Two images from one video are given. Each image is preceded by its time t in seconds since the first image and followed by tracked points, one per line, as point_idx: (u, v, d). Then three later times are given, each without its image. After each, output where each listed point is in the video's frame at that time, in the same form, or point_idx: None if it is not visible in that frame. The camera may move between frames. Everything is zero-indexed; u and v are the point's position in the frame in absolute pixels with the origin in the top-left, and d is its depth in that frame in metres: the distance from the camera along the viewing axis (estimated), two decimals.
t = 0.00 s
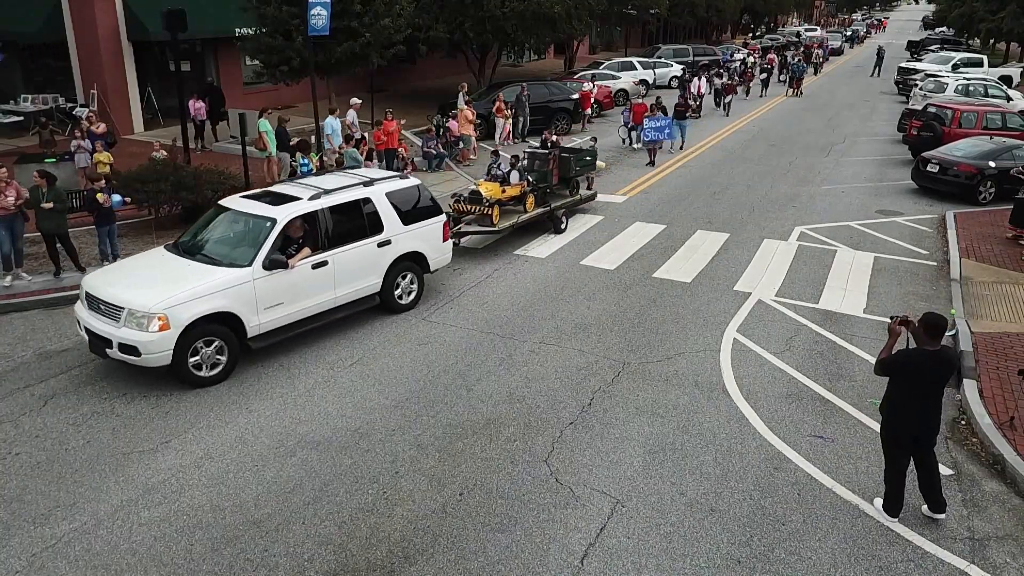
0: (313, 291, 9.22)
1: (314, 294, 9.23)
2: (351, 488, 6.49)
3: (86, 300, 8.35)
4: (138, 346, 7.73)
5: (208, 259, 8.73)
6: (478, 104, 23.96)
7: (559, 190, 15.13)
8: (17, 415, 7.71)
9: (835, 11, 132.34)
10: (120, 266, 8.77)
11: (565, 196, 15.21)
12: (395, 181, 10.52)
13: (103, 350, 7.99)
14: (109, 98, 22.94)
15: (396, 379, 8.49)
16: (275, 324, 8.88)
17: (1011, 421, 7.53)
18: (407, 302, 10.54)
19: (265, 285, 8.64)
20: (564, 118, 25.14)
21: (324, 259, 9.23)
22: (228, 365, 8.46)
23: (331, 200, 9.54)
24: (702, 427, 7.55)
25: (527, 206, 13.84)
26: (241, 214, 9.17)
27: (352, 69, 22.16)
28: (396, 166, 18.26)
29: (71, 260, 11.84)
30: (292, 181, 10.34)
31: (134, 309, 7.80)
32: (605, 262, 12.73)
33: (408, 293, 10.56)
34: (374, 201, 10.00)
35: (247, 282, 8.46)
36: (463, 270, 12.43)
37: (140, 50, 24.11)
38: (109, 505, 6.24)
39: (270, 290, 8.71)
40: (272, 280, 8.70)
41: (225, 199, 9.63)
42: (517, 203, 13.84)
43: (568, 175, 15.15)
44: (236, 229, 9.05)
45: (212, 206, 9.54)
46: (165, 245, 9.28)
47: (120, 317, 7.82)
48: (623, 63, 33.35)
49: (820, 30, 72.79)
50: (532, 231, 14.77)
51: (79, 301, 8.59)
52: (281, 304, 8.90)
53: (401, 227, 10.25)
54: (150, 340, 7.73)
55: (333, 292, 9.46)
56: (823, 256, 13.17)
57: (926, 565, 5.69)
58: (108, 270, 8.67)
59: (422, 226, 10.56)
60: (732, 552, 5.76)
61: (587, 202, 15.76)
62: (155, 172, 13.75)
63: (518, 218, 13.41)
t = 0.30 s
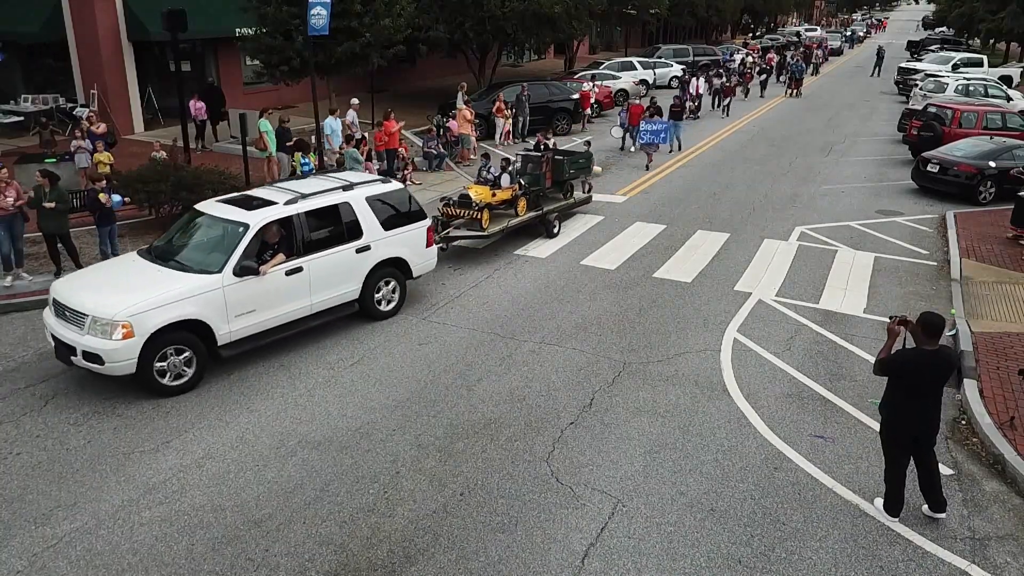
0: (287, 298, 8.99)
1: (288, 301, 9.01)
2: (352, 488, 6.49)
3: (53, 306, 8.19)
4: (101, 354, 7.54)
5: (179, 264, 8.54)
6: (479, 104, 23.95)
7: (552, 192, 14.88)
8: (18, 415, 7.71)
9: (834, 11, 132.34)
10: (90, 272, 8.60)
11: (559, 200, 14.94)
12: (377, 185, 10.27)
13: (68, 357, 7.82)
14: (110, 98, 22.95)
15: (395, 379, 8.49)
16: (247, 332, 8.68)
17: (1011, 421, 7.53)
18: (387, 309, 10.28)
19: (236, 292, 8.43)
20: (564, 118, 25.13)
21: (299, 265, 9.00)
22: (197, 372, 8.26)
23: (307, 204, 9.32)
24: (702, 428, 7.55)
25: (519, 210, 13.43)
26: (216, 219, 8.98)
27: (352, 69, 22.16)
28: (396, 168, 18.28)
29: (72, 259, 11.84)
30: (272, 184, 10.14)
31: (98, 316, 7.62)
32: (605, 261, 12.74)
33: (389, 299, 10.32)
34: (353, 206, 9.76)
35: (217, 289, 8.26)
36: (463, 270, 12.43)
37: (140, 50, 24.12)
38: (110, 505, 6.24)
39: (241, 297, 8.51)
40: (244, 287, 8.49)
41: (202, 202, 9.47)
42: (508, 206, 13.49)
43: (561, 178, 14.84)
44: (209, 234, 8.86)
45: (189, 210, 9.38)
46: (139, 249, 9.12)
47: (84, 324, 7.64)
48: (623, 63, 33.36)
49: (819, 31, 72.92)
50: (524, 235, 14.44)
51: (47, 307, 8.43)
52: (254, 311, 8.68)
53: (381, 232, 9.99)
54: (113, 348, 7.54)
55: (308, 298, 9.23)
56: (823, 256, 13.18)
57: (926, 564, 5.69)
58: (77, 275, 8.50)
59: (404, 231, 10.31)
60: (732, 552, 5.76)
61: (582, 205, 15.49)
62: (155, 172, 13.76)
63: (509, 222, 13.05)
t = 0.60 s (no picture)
0: (260, 304, 8.76)
1: (260, 308, 8.78)
2: (352, 488, 6.50)
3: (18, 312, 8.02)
4: (62, 363, 7.36)
5: (147, 270, 8.34)
6: (479, 104, 23.93)
7: (545, 197, 14.57)
8: (18, 415, 7.71)
9: (834, 11, 132.40)
10: (57, 277, 8.42)
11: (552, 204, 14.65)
12: (356, 189, 10.03)
13: (31, 365, 7.66)
14: (110, 98, 22.94)
15: (395, 380, 8.49)
16: (217, 339, 8.46)
17: (1011, 421, 7.53)
18: (366, 317, 10.02)
19: (204, 299, 8.21)
20: (564, 118, 25.10)
21: (271, 272, 8.77)
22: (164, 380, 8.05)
23: (282, 209, 9.09)
24: (703, 428, 7.55)
25: (510, 214, 13.20)
26: (187, 224, 8.78)
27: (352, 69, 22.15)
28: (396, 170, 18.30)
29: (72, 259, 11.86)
30: (251, 188, 9.93)
31: (58, 323, 7.43)
32: (606, 262, 12.74)
33: (369, 306, 10.06)
34: (331, 211, 9.52)
35: (184, 296, 8.05)
36: (462, 270, 12.42)
37: (140, 50, 24.12)
38: (110, 505, 6.24)
39: (210, 304, 8.29)
40: (213, 294, 8.27)
41: (175, 207, 9.29)
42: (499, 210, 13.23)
43: (554, 182, 14.54)
44: (179, 239, 8.64)
45: (162, 215, 9.20)
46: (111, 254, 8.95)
47: (45, 332, 7.47)
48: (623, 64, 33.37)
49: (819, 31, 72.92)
50: (514, 239, 14.20)
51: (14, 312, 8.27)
52: (224, 319, 8.46)
53: (360, 238, 9.74)
54: (73, 357, 7.36)
55: (282, 305, 8.99)
56: (823, 255, 13.18)
57: (926, 565, 5.69)
58: (44, 281, 8.33)
59: (384, 236, 10.05)
60: (733, 552, 5.76)
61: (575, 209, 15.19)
62: (155, 172, 13.79)
63: (498, 226, 12.79)
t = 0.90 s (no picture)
0: (231, 312, 8.54)
1: (232, 315, 8.56)
2: (353, 488, 6.49)
3: None
4: (22, 372, 7.19)
5: (114, 277, 8.16)
6: (479, 104, 23.90)
7: (538, 200, 14.33)
8: (19, 415, 7.72)
9: (834, 11, 132.40)
10: (26, 283, 8.27)
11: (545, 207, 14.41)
12: (336, 194, 9.79)
13: None
14: (110, 97, 22.95)
15: (395, 380, 8.49)
16: (187, 347, 8.26)
17: (1011, 422, 7.53)
18: (345, 324, 9.77)
19: (171, 307, 8.01)
20: (565, 118, 25.08)
21: (242, 279, 8.54)
22: (131, 388, 7.85)
23: (257, 214, 8.87)
24: (703, 428, 7.55)
25: (500, 218, 12.96)
26: (158, 228, 8.59)
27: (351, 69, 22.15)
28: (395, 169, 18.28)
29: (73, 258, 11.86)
30: (228, 191, 9.72)
31: (19, 331, 7.26)
32: (606, 262, 12.74)
33: (348, 314, 9.80)
34: (307, 216, 9.28)
35: (150, 303, 7.86)
36: (461, 270, 12.41)
37: (140, 50, 24.12)
38: (110, 506, 6.25)
39: (178, 311, 8.08)
40: (181, 301, 8.07)
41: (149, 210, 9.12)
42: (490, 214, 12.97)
43: (547, 186, 14.32)
44: (149, 245, 8.44)
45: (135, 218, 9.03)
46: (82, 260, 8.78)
47: (7, 339, 7.30)
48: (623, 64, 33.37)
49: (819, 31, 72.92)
50: (506, 244, 13.90)
51: None
52: (194, 326, 8.26)
53: (337, 244, 9.48)
54: (34, 365, 7.18)
55: (255, 313, 8.77)
56: (823, 256, 13.18)
57: (926, 565, 5.69)
58: (12, 287, 8.18)
59: (364, 242, 9.79)
60: (733, 552, 5.76)
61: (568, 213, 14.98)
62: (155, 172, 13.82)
63: (487, 230, 12.56)
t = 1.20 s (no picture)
0: (202, 319, 8.34)
1: (203, 322, 8.37)
2: (353, 488, 6.50)
3: None
4: None
5: (81, 282, 8.00)
6: (479, 104, 23.91)
7: (530, 204, 14.06)
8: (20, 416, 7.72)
9: (834, 11, 132.31)
10: None
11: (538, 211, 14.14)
12: (315, 199, 9.59)
13: None
14: (110, 97, 22.93)
15: (395, 380, 8.49)
16: (156, 355, 8.08)
17: (1012, 422, 7.53)
18: (323, 331, 9.54)
19: (137, 314, 7.82)
20: (564, 118, 25.08)
21: (213, 285, 8.35)
22: (95, 395, 7.67)
23: (230, 219, 8.69)
24: (704, 428, 7.56)
25: (490, 222, 12.65)
26: (128, 233, 8.43)
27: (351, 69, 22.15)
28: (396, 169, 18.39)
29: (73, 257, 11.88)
30: (205, 196, 9.55)
31: None
32: (606, 262, 12.75)
33: (326, 321, 9.57)
34: (284, 221, 9.08)
35: (115, 310, 7.68)
36: (461, 271, 12.41)
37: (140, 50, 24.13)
38: (111, 505, 6.25)
39: (146, 318, 7.91)
40: (148, 308, 7.89)
41: (123, 214, 8.99)
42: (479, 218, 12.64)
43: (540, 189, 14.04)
44: (118, 251, 8.26)
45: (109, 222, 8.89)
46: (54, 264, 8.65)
47: None
48: (623, 64, 33.39)
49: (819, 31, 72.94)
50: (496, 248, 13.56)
51: None
52: (163, 333, 8.07)
53: (314, 250, 9.27)
54: None
55: (227, 320, 8.58)
56: (823, 256, 13.19)
57: (927, 565, 5.69)
58: None
59: (343, 248, 9.57)
60: (733, 552, 5.76)
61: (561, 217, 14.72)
62: (156, 173, 13.85)
63: (476, 235, 12.23)
